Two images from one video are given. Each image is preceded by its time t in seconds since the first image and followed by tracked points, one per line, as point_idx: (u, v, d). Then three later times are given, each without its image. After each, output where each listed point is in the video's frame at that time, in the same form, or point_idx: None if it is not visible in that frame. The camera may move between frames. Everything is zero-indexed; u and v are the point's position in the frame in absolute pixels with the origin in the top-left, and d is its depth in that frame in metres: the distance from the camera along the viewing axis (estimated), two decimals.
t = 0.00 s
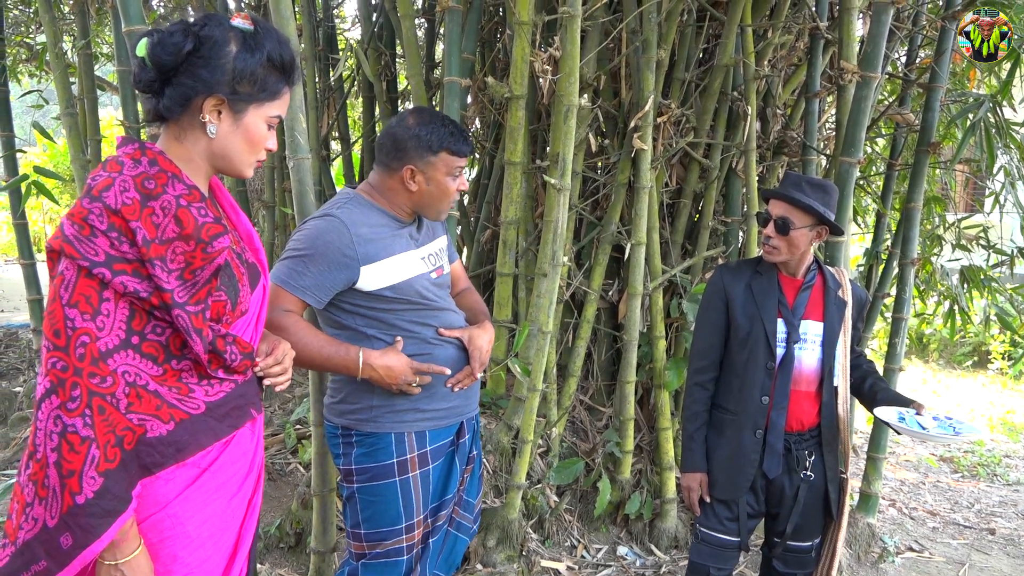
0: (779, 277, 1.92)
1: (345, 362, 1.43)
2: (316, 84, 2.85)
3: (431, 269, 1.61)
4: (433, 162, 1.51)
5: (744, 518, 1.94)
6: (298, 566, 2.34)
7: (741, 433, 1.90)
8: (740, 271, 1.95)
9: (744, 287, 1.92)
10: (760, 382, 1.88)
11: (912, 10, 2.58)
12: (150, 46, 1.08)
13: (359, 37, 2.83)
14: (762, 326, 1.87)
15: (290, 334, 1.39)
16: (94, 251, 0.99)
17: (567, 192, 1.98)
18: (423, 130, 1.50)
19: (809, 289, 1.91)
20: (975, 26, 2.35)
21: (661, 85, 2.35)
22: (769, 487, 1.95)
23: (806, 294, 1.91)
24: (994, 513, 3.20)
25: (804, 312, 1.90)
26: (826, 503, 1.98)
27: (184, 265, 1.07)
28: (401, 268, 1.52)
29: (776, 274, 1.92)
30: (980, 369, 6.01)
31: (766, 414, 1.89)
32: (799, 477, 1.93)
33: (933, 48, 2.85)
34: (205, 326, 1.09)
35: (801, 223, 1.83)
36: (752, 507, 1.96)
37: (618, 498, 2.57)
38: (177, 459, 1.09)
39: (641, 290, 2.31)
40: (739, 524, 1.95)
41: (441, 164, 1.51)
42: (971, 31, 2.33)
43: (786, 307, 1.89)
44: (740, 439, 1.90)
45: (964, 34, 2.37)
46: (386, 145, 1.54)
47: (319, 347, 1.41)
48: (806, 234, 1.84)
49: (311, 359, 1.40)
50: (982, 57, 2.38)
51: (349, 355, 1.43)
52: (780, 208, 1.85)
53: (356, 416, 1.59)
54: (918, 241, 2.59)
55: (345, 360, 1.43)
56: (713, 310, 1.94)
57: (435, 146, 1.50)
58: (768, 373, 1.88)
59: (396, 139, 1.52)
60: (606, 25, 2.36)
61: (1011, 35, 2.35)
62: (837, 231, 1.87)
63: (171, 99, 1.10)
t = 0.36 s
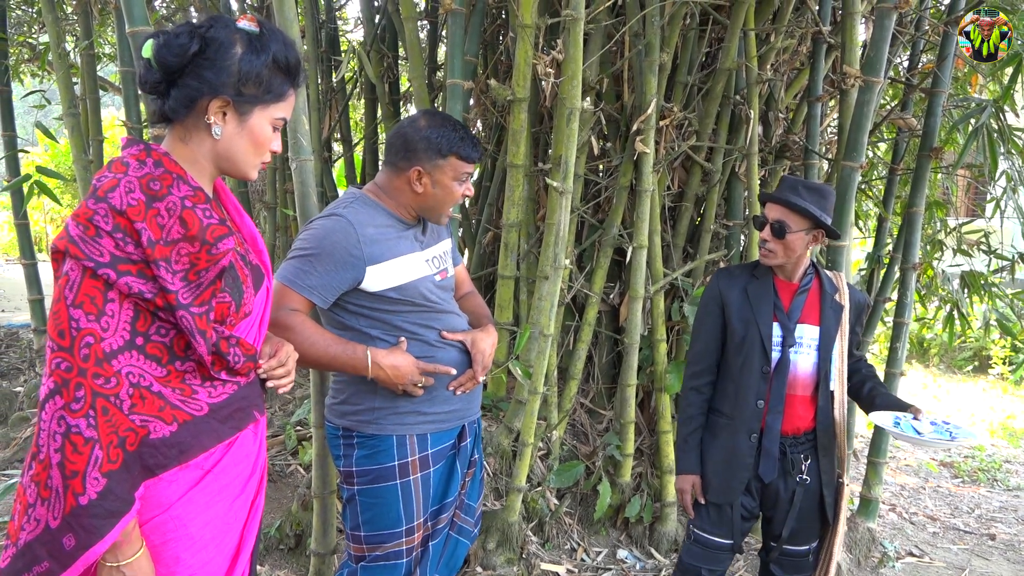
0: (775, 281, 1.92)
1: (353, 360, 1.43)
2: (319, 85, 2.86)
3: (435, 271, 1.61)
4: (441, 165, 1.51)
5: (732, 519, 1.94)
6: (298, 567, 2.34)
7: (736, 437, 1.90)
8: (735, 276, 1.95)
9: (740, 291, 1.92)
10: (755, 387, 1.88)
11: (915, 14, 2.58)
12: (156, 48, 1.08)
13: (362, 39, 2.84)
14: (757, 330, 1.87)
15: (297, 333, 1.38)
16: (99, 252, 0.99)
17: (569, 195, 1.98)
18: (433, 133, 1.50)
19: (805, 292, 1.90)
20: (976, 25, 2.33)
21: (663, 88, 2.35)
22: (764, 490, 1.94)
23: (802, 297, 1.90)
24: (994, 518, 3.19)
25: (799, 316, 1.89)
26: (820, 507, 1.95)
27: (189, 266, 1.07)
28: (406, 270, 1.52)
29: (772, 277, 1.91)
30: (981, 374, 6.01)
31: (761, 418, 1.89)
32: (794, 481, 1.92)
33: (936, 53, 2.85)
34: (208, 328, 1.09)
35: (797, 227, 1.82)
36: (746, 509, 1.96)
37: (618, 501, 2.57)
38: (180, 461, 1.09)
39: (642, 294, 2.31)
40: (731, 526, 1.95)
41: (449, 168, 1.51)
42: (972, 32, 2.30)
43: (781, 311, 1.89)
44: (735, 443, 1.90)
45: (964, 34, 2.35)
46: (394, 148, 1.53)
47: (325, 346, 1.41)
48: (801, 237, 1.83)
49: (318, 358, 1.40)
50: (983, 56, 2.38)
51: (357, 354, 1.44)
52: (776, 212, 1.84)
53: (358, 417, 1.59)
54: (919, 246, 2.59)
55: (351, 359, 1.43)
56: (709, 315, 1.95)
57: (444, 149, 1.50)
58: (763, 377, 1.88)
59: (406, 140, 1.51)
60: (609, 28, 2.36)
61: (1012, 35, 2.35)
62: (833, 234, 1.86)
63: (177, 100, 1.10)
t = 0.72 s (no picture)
0: (745, 282, 1.93)
1: (360, 365, 1.44)
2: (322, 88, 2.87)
3: (440, 275, 1.61)
4: (450, 170, 1.51)
5: (708, 521, 1.95)
6: (300, 570, 2.33)
7: (711, 438, 1.91)
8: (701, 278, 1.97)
9: (711, 293, 1.94)
10: (729, 388, 1.89)
11: (918, 19, 2.58)
12: (162, 51, 1.08)
13: (366, 41, 2.84)
14: (728, 331, 1.89)
15: (305, 338, 1.39)
16: (108, 254, 0.99)
17: (572, 199, 1.99)
18: (443, 137, 1.50)
19: (776, 292, 1.91)
20: (975, 25, 2.31)
21: (666, 92, 2.35)
22: (741, 493, 1.92)
23: (774, 297, 1.90)
24: (996, 524, 3.19)
25: (771, 316, 1.90)
26: (796, 509, 1.93)
27: (196, 269, 1.07)
28: (413, 274, 1.53)
29: (742, 279, 1.93)
30: (981, 380, 6.00)
31: (737, 421, 1.89)
32: (770, 482, 1.90)
33: (938, 59, 2.86)
34: (215, 330, 1.09)
35: (766, 228, 1.83)
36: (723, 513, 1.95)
37: (620, 505, 2.57)
38: (186, 463, 1.09)
39: (645, 297, 2.31)
40: (711, 529, 1.96)
41: (457, 172, 1.51)
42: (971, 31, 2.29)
43: (753, 311, 1.90)
44: (712, 445, 1.91)
45: (963, 34, 2.32)
46: (402, 150, 1.54)
47: (333, 350, 1.41)
48: (771, 239, 1.84)
49: (325, 362, 1.41)
50: (982, 57, 2.34)
51: (364, 358, 1.45)
52: (745, 213, 1.85)
53: (362, 420, 1.59)
54: (922, 251, 2.59)
55: (359, 364, 1.44)
56: (677, 316, 1.96)
57: (454, 153, 1.50)
58: (738, 379, 1.89)
59: (416, 143, 1.51)
60: (612, 32, 2.36)
61: (1012, 35, 2.32)
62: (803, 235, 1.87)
63: (184, 103, 1.11)
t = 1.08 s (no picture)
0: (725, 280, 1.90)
1: (372, 367, 1.44)
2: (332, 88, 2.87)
3: (451, 275, 1.61)
4: (463, 169, 1.51)
5: (688, 518, 1.95)
6: (309, 569, 2.33)
7: (689, 436, 1.90)
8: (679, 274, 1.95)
9: (691, 290, 1.92)
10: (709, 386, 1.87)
11: (929, 20, 2.57)
12: (175, 50, 1.09)
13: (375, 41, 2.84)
14: (708, 332, 1.87)
15: (318, 338, 1.39)
16: (121, 253, 1.00)
17: (582, 199, 1.99)
18: (456, 136, 1.50)
19: (756, 289, 1.88)
20: (975, 26, 2.24)
21: (676, 92, 2.34)
22: (719, 489, 1.92)
23: (753, 294, 1.88)
24: (1005, 527, 3.17)
25: (751, 313, 1.87)
26: (774, 507, 1.93)
27: (209, 268, 1.07)
28: (424, 274, 1.53)
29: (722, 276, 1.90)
30: (990, 382, 5.97)
31: (715, 419, 1.87)
32: (748, 479, 1.90)
33: (949, 59, 2.85)
34: (227, 329, 1.09)
35: (743, 226, 1.79)
36: (703, 509, 1.94)
37: (629, 505, 2.58)
38: (198, 463, 1.09)
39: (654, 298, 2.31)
40: (692, 526, 1.96)
41: (470, 172, 1.51)
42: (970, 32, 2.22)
43: (733, 309, 1.87)
44: (689, 442, 1.89)
45: (963, 34, 2.26)
46: (415, 149, 1.53)
47: (346, 352, 1.42)
48: (748, 237, 1.80)
49: (337, 363, 1.41)
50: (982, 57, 2.26)
51: (376, 360, 1.45)
52: (723, 212, 1.81)
53: (372, 419, 1.59)
54: (932, 252, 2.57)
55: (372, 366, 1.44)
56: (657, 311, 1.92)
57: (467, 152, 1.50)
58: (717, 377, 1.87)
59: (429, 142, 1.51)
60: (622, 33, 2.36)
61: (1012, 36, 2.24)
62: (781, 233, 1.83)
63: (197, 102, 1.11)
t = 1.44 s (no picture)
0: (717, 275, 1.89)
1: (380, 367, 1.44)
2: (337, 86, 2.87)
3: (457, 272, 1.61)
4: (468, 165, 1.50)
5: (684, 515, 1.95)
6: (317, 567, 2.34)
7: (682, 432, 1.88)
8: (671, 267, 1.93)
9: (684, 285, 1.90)
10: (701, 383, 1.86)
11: (936, 16, 2.56)
12: (181, 48, 1.09)
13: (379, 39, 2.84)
14: (702, 327, 1.85)
15: (324, 338, 1.39)
16: (127, 250, 1.00)
17: (588, 197, 1.98)
18: (461, 133, 1.50)
19: (749, 285, 1.87)
20: (975, 26, 2.19)
21: (683, 89, 2.34)
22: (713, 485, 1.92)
23: (746, 290, 1.87)
24: (1013, 525, 3.16)
25: (744, 309, 1.86)
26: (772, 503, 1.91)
27: (215, 265, 1.07)
28: (430, 272, 1.53)
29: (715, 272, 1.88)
30: (997, 379, 5.96)
31: (709, 415, 1.86)
32: (743, 475, 1.89)
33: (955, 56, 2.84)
34: (234, 326, 1.09)
35: (735, 221, 1.77)
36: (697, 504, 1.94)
37: (635, 503, 2.59)
38: (205, 460, 1.09)
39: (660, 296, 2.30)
40: (688, 522, 1.96)
41: (475, 168, 1.51)
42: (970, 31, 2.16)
43: (725, 305, 1.86)
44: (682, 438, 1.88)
45: (963, 34, 2.19)
46: (418, 145, 1.53)
47: (353, 352, 1.42)
48: (741, 232, 1.78)
49: (345, 363, 1.41)
50: (982, 58, 2.18)
51: (383, 360, 1.45)
52: (715, 206, 1.80)
53: (377, 417, 1.59)
54: (940, 249, 2.56)
55: (379, 365, 1.45)
56: (646, 303, 1.91)
57: (471, 149, 1.49)
58: (710, 373, 1.85)
59: (433, 139, 1.50)
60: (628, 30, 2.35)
61: (1014, 35, 2.17)
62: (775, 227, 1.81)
63: (203, 100, 1.11)
